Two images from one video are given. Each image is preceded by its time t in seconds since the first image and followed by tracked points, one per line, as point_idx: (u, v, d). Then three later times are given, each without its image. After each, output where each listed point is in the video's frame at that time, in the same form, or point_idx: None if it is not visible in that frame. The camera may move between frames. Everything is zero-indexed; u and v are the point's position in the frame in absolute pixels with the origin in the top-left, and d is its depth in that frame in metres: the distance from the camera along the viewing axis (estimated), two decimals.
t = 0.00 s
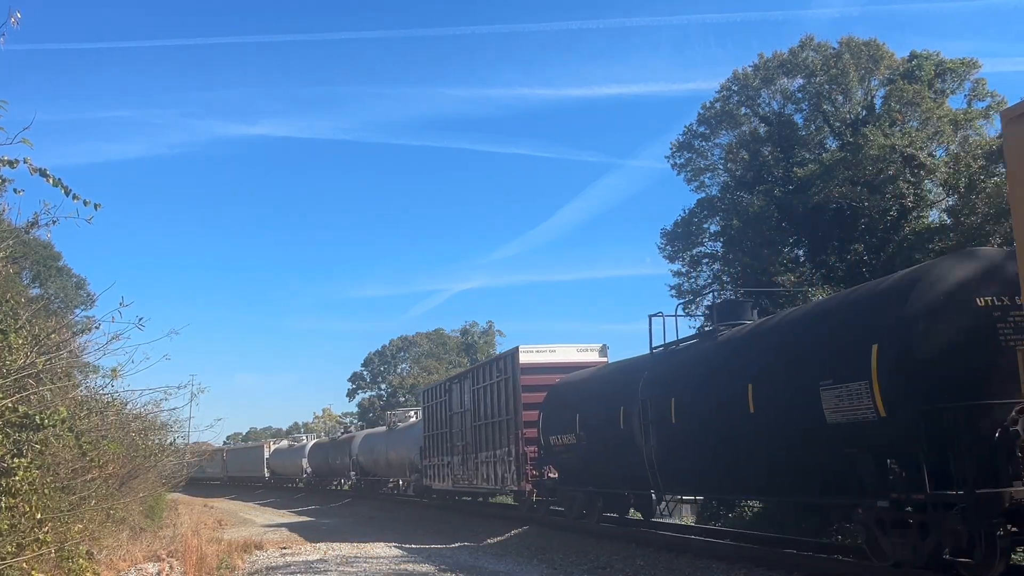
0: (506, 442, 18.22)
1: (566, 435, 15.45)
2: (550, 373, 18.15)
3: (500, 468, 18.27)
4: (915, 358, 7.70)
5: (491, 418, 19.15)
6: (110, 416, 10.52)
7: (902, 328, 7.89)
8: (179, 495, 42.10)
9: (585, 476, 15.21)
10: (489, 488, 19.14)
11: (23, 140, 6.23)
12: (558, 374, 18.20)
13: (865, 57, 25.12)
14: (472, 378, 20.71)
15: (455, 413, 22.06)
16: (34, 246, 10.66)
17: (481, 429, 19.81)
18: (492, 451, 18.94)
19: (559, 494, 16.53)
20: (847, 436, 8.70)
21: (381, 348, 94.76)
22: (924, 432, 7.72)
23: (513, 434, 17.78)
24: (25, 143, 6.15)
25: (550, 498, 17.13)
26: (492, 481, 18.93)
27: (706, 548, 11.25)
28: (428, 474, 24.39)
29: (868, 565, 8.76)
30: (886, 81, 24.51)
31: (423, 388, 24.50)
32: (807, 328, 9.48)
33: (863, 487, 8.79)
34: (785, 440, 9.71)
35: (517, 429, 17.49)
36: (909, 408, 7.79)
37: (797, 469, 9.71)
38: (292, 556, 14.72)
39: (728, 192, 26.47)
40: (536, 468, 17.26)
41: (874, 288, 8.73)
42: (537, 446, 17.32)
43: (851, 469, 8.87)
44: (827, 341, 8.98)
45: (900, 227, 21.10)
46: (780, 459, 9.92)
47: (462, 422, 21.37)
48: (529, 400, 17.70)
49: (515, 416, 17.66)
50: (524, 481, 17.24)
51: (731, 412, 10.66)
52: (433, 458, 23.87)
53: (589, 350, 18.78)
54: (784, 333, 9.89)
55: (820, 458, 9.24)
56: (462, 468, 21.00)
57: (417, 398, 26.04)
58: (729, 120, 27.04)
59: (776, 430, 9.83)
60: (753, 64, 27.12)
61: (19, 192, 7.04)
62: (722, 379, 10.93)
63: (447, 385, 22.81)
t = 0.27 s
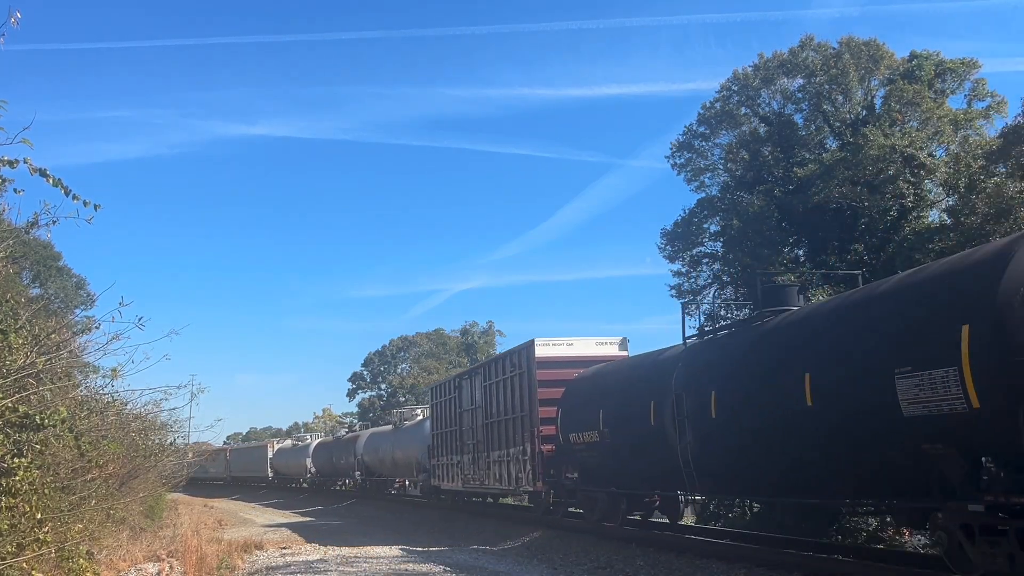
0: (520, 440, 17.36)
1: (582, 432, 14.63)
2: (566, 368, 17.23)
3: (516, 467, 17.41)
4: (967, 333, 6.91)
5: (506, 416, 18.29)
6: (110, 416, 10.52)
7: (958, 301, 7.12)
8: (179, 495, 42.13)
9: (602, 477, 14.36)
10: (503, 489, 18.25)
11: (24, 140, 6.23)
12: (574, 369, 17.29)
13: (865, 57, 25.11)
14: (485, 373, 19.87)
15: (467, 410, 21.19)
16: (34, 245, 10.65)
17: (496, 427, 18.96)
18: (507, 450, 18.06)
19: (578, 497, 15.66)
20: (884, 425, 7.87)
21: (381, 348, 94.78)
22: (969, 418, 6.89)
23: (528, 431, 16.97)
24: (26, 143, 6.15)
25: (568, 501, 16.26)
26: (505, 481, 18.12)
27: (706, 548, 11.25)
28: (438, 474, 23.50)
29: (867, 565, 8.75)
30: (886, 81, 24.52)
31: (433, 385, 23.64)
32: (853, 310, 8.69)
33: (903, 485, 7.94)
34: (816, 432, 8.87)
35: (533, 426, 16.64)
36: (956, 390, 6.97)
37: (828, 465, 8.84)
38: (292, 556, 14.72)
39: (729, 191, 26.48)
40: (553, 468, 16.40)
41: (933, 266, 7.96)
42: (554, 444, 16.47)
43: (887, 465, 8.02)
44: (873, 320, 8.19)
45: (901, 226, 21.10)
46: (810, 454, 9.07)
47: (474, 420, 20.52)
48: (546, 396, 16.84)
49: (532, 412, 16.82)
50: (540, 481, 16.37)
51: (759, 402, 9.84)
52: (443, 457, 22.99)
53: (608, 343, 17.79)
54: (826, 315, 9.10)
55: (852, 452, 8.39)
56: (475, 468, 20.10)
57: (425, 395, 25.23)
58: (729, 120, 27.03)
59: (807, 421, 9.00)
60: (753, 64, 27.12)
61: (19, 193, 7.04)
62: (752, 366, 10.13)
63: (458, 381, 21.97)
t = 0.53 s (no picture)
0: (535, 438, 16.65)
1: (603, 428, 13.70)
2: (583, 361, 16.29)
3: (531, 467, 16.58)
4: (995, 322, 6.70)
5: (521, 412, 17.47)
6: (110, 416, 10.51)
7: (988, 289, 6.89)
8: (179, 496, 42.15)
9: (623, 480, 13.45)
10: (519, 490, 17.43)
11: (23, 140, 6.22)
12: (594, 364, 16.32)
13: (865, 57, 25.10)
14: (500, 366, 19.03)
15: (480, 407, 20.37)
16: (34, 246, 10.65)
17: (511, 423, 18.13)
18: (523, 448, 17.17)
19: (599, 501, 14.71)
20: (898, 416, 7.66)
21: (381, 349, 94.81)
22: (989, 409, 6.72)
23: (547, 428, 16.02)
24: (25, 144, 6.14)
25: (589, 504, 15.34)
26: (519, 481, 17.44)
27: (706, 548, 11.24)
28: (449, 473, 22.67)
29: (867, 565, 8.75)
30: (886, 81, 24.53)
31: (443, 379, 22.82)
32: (878, 299, 8.44)
33: (915, 481, 7.75)
34: (831, 423, 8.62)
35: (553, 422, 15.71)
36: (981, 381, 6.75)
37: (839, 458, 8.63)
38: (292, 557, 14.72)
39: (729, 191, 26.49)
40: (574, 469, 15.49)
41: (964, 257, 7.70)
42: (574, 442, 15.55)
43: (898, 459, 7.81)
44: (897, 309, 7.94)
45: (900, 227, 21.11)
46: (822, 447, 8.84)
47: (488, 417, 19.71)
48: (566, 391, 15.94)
49: (551, 408, 15.94)
50: (559, 481, 15.51)
51: (773, 392, 9.58)
52: (456, 455, 22.15)
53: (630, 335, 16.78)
54: (852, 304, 8.82)
55: (864, 446, 8.18)
56: (491, 466, 19.26)
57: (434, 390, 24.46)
58: (729, 120, 27.03)
59: (821, 412, 8.75)
60: (753, 64, 27.12)
61: (19, 193, 7.04)
62: (770, 356, 9.85)
63: (470, 376, 21.18)
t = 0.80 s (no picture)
0: (552, 436, 15.73)
1: (628, 425, 12.93)
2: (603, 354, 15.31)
3: (548, 466, 15.71)
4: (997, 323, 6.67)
5: (536, 408, 16.58)
6: (110, 416, 10.51)
7: (991, 289, 6.87)
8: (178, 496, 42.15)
9: (652, 481, 12.57)
10: (534, 492, 16.54)
11: (22, 140, 6.21)
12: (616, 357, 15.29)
13: (865, 57, 25.09)
14: (513, 361, 18.12)
15: (492, 403, 19.49)
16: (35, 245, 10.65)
17: (524, 422, 17.25)
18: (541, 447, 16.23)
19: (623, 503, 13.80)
20: (900, 417, 7.64)
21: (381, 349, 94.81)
22: (989, 409, 6.70)
23: (568, 425, 15.07)
24: (25, 144, 6.15)
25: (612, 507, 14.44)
26: (534, 482, 16.51)
27: (705, 548, 11.24)
28: (460, 473, 21.79)
29: (866, 565, 8.76)
30: (886, 81, 24.53)
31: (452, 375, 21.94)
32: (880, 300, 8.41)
33: (916, 482, 7.73)
34: (834, 424, 8.58)
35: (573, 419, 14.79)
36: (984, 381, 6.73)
37: (840, 458, 8.60)
38: (292, 557, 14.72)
39: (729, 191, 26.49)
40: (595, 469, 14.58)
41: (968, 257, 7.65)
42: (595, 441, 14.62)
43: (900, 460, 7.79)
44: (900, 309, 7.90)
45: (899, 225, 20.98)
46: (824, 447, 8.79)
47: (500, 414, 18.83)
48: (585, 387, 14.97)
49: (569, 404, 15.00)
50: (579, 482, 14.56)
51: (775, 392, 9.53)
52: (467, 454, 21.29)
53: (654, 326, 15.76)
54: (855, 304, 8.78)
55: (866, 446, 8.15)
56: (504, 466, 18.37)
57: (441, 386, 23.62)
58: (729, 120, 27.03)
59: (824, 413, 8.71)
60: (753, 64, 27.12)
61: (19, 193, 7.04)
62: (772, 356, 9.79)
63: (480, 372, 20.32)
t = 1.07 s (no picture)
0: (570, 434, 14.83)
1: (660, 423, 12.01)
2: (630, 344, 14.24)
3: (567, 466, 14.81)
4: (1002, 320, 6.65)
5: (554, 404, 15.67)
6: (110, 416, 10.51)
7: (996, 287, 6.86)
8: (178, 496, 42.12)
9: (684, 481, 11.74)
10: (553, 493, 15.66)
11: (23, 140, 6.21)
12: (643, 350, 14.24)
13: (865, 57, 25.09)
14: (529, 353, 17.17)
15: (507, 399, 18.59)
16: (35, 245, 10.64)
17: (541, 418, 16.35)
18: (559, 445, 15.29)
19: (654, 504, 12.92)
20: (901, 417, 7.59)
21: (381, 349, 94.80)
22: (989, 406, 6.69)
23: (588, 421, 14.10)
24: (24, 143, 6.13)
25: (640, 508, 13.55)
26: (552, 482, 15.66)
27: (706, 548, 11.24)
28: (473, 472, 20.89)
29: (866, 564, 8.76)
30: (886, 81, 24.53)
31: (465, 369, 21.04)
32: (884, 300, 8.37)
33: (916, 482, 7.68)
34: (837, 423, 8.53)
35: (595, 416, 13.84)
36: (988, 378, 6.69)
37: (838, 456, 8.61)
38: (292, 556, 14.73)
39: (729, 192, 26.48)
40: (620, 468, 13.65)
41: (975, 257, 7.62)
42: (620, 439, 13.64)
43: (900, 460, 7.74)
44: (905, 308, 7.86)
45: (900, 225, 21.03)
46: (826, 447, 8.74)
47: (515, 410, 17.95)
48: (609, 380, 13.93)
49: (589, 399, 14.05)
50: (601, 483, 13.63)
51: (778, 391, 9.47)
52: (480, 452, 20.40)
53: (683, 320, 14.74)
54: (860, 303, 8.73)
55: (867, 446, 8.10)
56: (521, 465, 17.49)
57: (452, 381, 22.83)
58: (729, 120, 27.02)
59: (826, 412, 8.66)
60: (753, 64, 27.12)
61: (19, 192, 7.03)
62: (774, 353, 9.75)
63: (493, 366, 19.50)
